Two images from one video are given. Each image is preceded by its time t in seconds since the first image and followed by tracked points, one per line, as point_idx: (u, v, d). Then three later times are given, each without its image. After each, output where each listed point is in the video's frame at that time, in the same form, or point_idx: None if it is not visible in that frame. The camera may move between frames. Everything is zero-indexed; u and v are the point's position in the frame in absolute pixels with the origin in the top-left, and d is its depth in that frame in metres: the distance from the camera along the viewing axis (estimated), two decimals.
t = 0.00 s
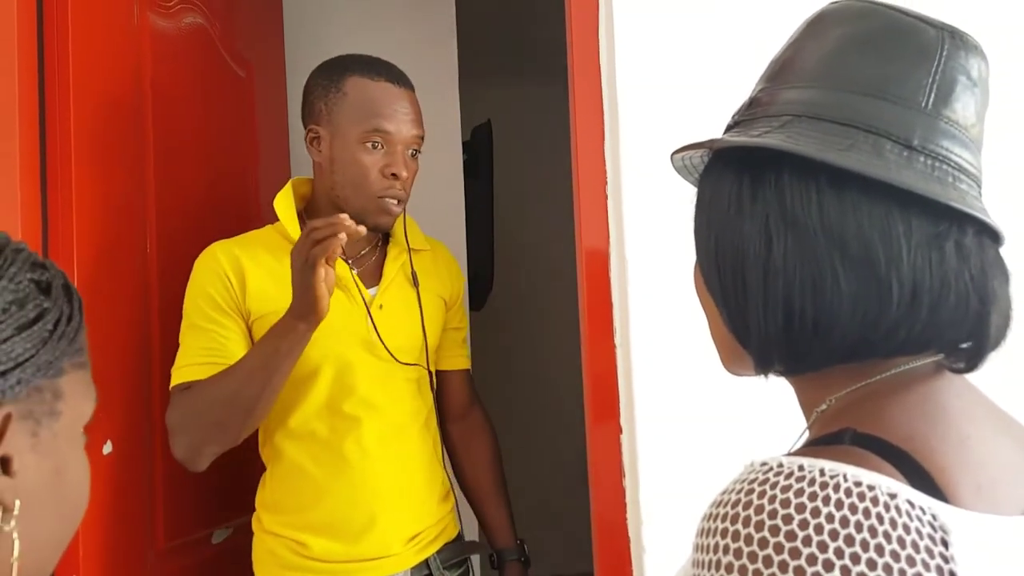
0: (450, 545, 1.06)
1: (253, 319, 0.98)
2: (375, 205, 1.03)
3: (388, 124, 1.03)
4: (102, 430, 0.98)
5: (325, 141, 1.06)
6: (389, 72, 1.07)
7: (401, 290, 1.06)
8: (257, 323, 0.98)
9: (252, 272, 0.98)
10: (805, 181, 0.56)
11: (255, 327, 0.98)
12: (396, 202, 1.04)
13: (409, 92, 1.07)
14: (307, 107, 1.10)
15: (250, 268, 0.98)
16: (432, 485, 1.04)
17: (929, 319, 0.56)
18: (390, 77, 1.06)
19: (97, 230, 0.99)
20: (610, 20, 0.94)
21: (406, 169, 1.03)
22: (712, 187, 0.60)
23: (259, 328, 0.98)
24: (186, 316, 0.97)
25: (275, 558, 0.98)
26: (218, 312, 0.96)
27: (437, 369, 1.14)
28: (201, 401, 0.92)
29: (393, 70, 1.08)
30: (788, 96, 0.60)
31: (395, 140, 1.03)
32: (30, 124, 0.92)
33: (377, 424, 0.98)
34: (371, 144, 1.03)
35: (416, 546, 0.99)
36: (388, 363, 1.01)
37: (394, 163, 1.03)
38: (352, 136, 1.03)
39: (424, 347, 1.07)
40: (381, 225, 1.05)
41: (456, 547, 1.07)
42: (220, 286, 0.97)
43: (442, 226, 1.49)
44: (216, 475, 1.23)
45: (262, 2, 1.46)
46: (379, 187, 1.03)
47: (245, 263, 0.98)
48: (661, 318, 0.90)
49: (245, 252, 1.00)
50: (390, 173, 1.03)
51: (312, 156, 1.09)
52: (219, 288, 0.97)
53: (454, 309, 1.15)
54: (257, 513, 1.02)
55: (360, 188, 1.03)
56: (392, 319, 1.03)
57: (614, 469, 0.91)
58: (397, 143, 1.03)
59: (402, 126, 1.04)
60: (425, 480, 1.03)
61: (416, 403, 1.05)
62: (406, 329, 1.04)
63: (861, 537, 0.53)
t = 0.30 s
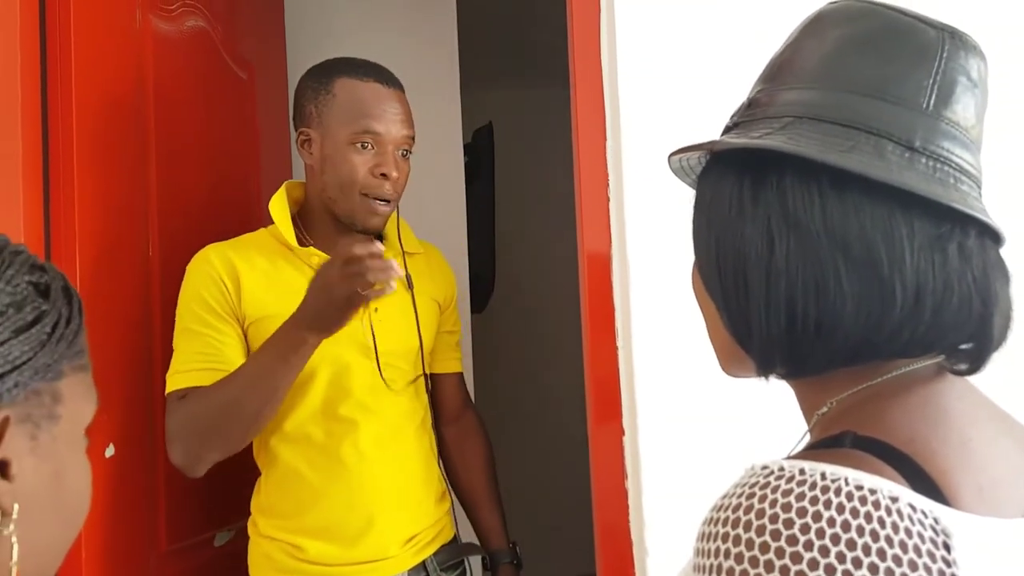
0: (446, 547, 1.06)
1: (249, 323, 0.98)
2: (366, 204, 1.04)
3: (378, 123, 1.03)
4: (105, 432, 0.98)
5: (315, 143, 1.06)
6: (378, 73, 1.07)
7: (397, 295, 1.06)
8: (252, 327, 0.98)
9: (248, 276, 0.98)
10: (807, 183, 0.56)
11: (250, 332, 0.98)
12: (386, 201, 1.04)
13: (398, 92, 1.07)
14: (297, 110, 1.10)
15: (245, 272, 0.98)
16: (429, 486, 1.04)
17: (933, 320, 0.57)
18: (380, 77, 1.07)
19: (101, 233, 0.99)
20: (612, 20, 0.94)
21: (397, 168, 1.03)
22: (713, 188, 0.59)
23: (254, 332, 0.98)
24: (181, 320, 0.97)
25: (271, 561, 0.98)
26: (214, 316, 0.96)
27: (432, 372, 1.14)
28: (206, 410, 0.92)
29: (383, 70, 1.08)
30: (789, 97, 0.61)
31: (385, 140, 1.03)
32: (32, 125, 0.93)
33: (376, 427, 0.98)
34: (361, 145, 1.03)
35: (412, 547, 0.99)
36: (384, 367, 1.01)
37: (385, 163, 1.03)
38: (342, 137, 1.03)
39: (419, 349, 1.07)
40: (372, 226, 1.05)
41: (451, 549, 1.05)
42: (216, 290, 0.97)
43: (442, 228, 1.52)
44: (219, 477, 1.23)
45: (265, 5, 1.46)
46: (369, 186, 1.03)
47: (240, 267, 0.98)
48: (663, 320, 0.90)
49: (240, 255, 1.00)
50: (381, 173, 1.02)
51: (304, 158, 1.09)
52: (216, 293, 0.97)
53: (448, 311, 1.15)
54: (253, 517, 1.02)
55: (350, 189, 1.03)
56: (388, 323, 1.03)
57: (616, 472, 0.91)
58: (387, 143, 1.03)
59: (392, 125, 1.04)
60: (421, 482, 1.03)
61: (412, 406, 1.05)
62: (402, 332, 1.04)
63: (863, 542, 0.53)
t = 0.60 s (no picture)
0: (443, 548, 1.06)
1: (253, 320, 0.97)
2: (349, 202, 1.03)
3: (361, 121, 1.03)
4: (101, 433, 0.97)
5: (304, 142, 1.06)
6: (363, 69, 1.07)
7: (396, 293, 1.06)
8: (256, 325, 0.97)
9: (254, 273, 0.98)
10: (816, 181, 0.55)
11: (254, 329, 0.98)
12: (372, 199, 1.04)
13: (386, 89, 1.07)
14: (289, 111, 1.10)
15: (252, 269, 0.98)
16: (427, 488, 1.04)
17: (942, 321, 0.56)
18: (366, 74, 1.06)
19: (98, 233, 0.99)
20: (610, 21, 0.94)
21: (381, 166, 1.03)
22: (720, 187, 0.59)
23: (257, 329, 0.98)
24: (184, 310, 0.96)
25: (264, 562, 0.97)
26: (219, 310, 0.95)
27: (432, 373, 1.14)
28: (254, 409, 0.90)
29: (369, 66, 1.08)
30: (794, 95, 0.60)
31: (368, 137, 1.03)
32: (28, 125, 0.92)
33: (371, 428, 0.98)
34: (344, 143, 1.03)
35: (409, 549, 0.98)
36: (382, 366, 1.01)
37: (368, 160, 1.02)
38: (326, 136, 1.03)
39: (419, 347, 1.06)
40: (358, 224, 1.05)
41: (449, 550, 1.05)
42: (222, 283, 0.96)
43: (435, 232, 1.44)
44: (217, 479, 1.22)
45: (263, 5, 1.46)
46: (353, 183, 1.02)
47: (248, 264, 0.98)
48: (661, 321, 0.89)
49: (246, 251, 0.99)
50: (363, 170, 1.02)
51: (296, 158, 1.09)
52: (221, 286, 0.96)
53: (445, 311, 1.14)
54: (249, 516, 1.01)
55: (335, 187, 1.03)
56: (385, 321, 1.03)
57: (614, 472, 0.90)
58: (371, 140, 1.03)
59: (376, 122, 1.03)
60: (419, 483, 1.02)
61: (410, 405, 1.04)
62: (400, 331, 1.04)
63: (870, 547, 0.53)
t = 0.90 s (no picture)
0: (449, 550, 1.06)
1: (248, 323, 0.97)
2: (359, 202, 1.03)
3: (373, 122, 1.02)
4: (96, 437, 0.96)
5: (315, 141, 1.05)
6: (378, 71, 1.06)
7: (399, 296, 1.05)
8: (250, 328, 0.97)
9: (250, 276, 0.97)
10: (823, 180, 0.54)
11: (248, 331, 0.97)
12: (379, 200, 1.03)
13: (399, 91, 1.06)
14: (301, 108, 1.09)
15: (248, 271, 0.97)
16: (428, 491, 1.03)
17: (950, 321, 0.54)
18: (380, 74, 1.06)
19: (92, 237, 0.98)
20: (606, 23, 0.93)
21: (392, 168, 1.02)
22: (725, 188, 0.59)
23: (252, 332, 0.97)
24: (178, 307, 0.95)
25: (265, 566, 0.97)
26: (211, 306, 0.94)
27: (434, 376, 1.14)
28: (194, 389, 0.90)
29: (384, 68, 1.07)
30: (801, 94, 0.60)
31: (381, 138, 1.02)
32: (23, 128, 0.91)
33: (372, 432, 0.97)
34: (357, 142, 1.02)
35: (416, 552, 0.99)
36: (385, 368, 1.00)
37: (380, 161, 1.02)
38: (338, 134, 1.03)
39: (422, 350, 1.06)
40: (364, 226, 1.04)
41: (453, 555, 1.04)
42: (217, 284, 0.95)
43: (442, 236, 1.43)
44: (211, 482, 1.21)
45: (257, 7, 1.45)
46: (364, 184, 1.02)
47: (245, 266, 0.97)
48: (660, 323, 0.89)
49: (245, 253, 0.99)
50: (375, 171, 1.01)
51: (306, 156, 1.08)
52: (216, 285, 0.95)
53: (449, 315, 1.14)
54: (253, 521, 1.01)
55: (344, 186, 1.02)
56: (389, 324, 1.02)
57: (611, 476, 0.90)
58: (382, 141, 1.02)
59: (388, 124, 1.03)
60: (420, 486, 1.01)
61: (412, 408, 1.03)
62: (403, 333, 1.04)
63: (881, 551, 0.52)
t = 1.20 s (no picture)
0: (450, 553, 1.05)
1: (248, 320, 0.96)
2: (368, 204, 1.02)
3: (381, 122, 1.02)
4: (92, 438, 0.96)
5: (320, 141, 1.05)
6: (385, 70, 1.06)
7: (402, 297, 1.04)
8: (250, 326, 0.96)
9: (250, 273, 0.96)
10: (833, 176, 0.53)
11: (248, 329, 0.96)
12: (389, 201, 1.03)
13: (405, 91, 1.06)
14: (306, 108, 1.09)
15: (247, 268, 0.97)
16: (427, 493, 1.02)
17: (961, 319, 0.53)
18: (387, 74, 1.05)
19: (88, 236, 0.98)
20: (603, 22, 0.93)
21: (400, 168, 1.02)
22: (733, 186, 0.58)
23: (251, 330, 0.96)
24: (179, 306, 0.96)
25: (265, 569, 0.97)
26: (214, 306, 0.94)
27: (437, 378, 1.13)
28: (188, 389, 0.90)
29: (389, 68, 1.07)
30: (808, 91, 0.59)
31: (389, 139, 1.02)
32: (16, 127, 0.91)
33: (370, 434, 0.96)
34: (364, 143, 1.02)
35: (416, 555, 0.98)
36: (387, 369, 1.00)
37: (387, 162, 1.01)
38: (345, 135, 1.02)
39: (425, 350, 1.05)
40: (374, 226, 1.03)
41: (455, 560, 1.03)
42: (216, 282, 0.95)
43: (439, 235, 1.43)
44: (206, 485, 1.21)
45: (250, 6, 1.44)
46: (372, 185, 1.01)
47: (243, 263, 0.97)
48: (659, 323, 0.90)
49: (246, 251, 0.98)
50: (383, 173, 1.01)
51: (309, 155, 1.07)
52: (216, 282, 0.95)
53: (454, 317, 1.14)
54: (251, 522, 1.00)
55: (352, 188, 1.02)
56: (390, 324, 1.01)
57: (611, 478, 0.88)
58: (391, 142, 1.02)
59: (396, 126, 1.03)
60: (419, 489, 1.01)
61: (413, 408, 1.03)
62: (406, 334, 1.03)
63: (896, 552, 0.49)
